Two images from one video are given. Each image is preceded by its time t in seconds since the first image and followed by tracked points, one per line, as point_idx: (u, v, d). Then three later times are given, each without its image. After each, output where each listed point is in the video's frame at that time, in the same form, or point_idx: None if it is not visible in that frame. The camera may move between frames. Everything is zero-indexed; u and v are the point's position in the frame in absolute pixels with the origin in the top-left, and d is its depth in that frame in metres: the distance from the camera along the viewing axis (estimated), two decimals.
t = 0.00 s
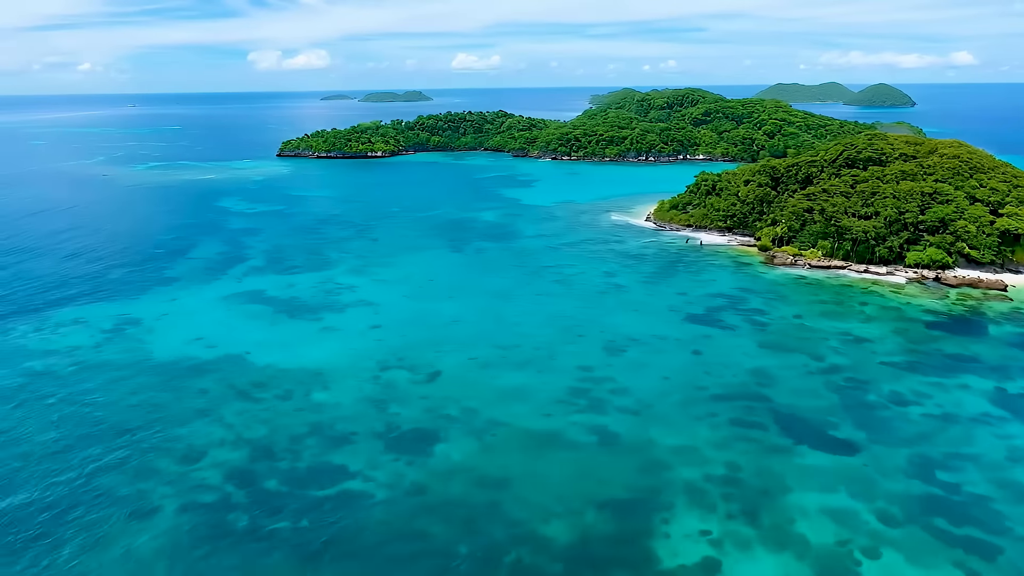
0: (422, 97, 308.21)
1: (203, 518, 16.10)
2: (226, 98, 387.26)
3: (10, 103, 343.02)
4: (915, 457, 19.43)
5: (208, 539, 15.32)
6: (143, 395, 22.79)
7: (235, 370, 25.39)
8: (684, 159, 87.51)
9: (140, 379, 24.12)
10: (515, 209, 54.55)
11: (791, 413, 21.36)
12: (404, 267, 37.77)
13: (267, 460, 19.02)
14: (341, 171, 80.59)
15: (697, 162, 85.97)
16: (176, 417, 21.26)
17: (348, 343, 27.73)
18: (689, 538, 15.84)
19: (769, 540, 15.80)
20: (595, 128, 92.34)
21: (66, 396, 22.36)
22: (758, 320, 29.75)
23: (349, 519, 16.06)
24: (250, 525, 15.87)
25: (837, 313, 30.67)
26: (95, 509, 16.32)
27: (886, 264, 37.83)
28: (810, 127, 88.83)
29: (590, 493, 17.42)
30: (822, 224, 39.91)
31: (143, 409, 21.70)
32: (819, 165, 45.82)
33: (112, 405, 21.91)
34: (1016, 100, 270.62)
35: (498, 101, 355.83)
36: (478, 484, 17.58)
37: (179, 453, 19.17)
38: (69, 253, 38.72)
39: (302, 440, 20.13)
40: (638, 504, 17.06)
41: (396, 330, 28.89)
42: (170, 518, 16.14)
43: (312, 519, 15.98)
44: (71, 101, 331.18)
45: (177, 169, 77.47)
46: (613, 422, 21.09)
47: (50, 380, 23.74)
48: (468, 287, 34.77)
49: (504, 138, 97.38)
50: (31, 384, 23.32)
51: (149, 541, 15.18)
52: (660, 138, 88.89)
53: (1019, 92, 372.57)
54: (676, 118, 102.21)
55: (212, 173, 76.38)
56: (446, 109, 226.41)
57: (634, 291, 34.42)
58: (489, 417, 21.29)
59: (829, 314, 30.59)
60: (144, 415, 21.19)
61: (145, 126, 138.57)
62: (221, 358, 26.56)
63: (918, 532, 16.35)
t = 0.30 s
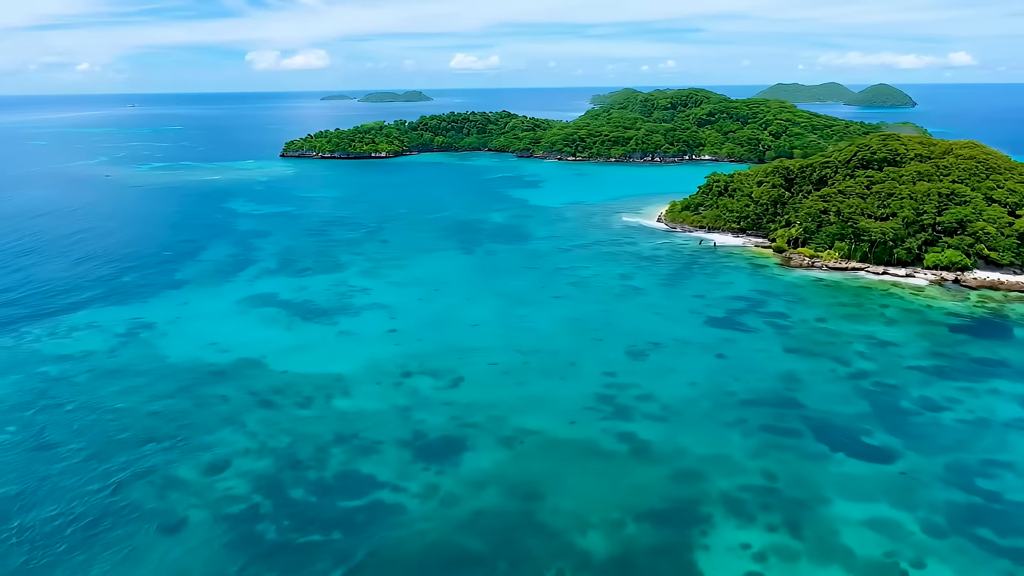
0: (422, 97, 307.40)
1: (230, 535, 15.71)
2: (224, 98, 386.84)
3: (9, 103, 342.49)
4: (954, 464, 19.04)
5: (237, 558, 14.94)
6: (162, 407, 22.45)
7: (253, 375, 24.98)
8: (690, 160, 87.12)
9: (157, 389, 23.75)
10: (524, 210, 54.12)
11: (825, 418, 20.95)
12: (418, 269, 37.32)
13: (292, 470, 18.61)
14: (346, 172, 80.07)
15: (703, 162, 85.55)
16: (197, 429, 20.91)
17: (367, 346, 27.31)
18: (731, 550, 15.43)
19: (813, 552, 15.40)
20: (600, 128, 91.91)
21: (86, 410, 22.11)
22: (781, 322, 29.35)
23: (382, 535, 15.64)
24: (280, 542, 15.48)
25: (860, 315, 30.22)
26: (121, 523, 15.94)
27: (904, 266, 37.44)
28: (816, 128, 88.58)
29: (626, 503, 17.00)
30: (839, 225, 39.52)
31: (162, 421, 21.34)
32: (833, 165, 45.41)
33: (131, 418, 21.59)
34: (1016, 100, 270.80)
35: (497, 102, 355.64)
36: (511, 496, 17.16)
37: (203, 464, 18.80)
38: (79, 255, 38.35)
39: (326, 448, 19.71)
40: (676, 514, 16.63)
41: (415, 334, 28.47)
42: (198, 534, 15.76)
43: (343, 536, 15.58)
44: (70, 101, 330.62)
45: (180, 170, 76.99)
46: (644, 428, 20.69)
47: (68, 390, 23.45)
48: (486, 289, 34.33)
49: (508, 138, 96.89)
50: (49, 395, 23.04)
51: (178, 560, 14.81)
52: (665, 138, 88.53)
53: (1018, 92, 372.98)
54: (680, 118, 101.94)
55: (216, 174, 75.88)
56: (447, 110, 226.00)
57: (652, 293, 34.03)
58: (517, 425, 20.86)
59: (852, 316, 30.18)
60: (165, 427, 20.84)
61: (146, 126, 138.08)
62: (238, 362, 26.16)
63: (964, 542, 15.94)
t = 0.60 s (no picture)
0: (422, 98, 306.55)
1: (260, 551, 15.26)
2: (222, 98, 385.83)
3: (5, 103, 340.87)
4: (996, 470, 18.54)
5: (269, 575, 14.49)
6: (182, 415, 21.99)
7: (272, 380, 24.54)
8: (695, 160, 86.70)
9: (176, 398, 23.29)
10: (534, 212, 53.64)
11: (860, 426, 20.50)
12: (432, 273, 36.91)
13: (319, 481, 18.14)
14: (349, 172, 79.50)
15: (709, 163, 85.20)
16: (219, 439, 20.46)
17: (386, 351, 26.87)
18: (777, 564, 14.99)
19: (861, 566, 14.96)
20: (605, 129, 91.50)
21: (105, 419, 21.68)
22: (804, 326, 28.92)
23: (418, 552, 15.18)
24: (312, 558, 15.03)
25: (885, 317, 29.75)
26: (148, 541, 15.51)
27: (923, 268, 37.09)
28: (821, 129, 88.35)
29: (665, 515, 16.56)
30: (856, 227, 39.19)
31: (183, 431, 20.89)
32: (847, 166, 45.14)
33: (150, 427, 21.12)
34: (1014, 100, 270.95)
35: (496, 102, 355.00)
36: (546, 509, 16.71)
37: (228, 477, 18.36)
38: (87, 258, 37.90)
39: (353, 458, 19.25)
40: (717, 527, 16.19)
41: (434, 339, 28.05)
42: (227, 551, 15.31)
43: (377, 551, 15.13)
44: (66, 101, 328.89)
45: (183, 170, 76.39)
46: (676, 436, 20.25)
47: (85, 399, 23.02)
48: (503, 293, 33.94)
49: (512, 139, 96.46)
50: (67, 404, 22.64)
51: None
52: (670, 139, 88.17)
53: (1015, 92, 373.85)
54: (684, 119, 101.60)
55: (219, 174, 75.29)
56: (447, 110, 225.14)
57: (671, 296, 33.63)
58: (547, 434, 20.39)
59: (875, 319, 29.72)
60: (187, 438, 20.40)
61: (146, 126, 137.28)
62: (256, 368, 25.69)
63: (1016, 553, 15.46)
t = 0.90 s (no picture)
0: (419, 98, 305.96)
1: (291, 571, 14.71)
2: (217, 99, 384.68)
3: None
4: None
5: None
6: (201, 426, 21.42)
7: (291, 387, 24.05)
8: (699, 161, 86.18)
9: (193, 406, 22.73)
10: (542, 214, 53.21)
11: (899, 434, 19.99)
12: (445, 277, 36.46)
13: (348, 494, 17.61)
14: (351, 174, 78.89)
15: (713, 163, 84.86)
16: (241, 450, 19.91)
17: (405, 357, 26.36)
18: None
19: None
20: (608, 130, 91.08)
21: (122, 428, 21.19)
22: (829, 330, 28.43)
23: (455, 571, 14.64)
24: None
25: (910, 320, 29.33)
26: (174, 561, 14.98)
27: (941, 270, 36.73)
28: (824, 130, 88.33)
29: (709, 528, 16.07)
30: (874, 228, 38.78)
31: (202, 443, 20.33)
32: (861, 168, 44.83)
33: (170, 439, 20.58)
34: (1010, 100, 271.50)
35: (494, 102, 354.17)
36: (585, 525, 16.19)
37: (253, 491, 17.82)
38: (94, 261, 37.39)
39: (380, 470, 18.69)
40: (764, 541, 15.68)
41: (454, 345, 27.57)
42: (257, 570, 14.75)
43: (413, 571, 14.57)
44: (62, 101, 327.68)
45: (184, 171, 75.69)
46: (712, 445, 19.76)
47: (100, 407, 22.54)
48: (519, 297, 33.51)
49: (514, 140, 95.93)
50: (82, 412, 22.15)
51: None
52: (673, 139, 87.80)
53: (1011, 92, 375.15)
54: (687, 119, 101.25)
55: (221, 175, 74.63)
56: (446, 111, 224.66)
57: (689, 300, 33.18)
58: (578, 443, 19.92)
59: (900, 322, 29.21)
60: (207, 450, 19.85)
61: (144, 127, 136.44)
62: (274, 375, 25.15)
63: None
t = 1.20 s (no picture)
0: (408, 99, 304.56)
1: None
2: (202, 99, 381.24)
3: None
4: None
5: None
6: (214, 442, 20.77)
7: (304, 398, 23.45)
8: (695, 162, 85.49)
9: (204, 420, 22.08)
10: (542, 216, 52.61)
11: (931, 444, 19.61)
12: (451, 281, 35.89)
13: (373, 514, 17.04)
14: (344, 175, 77.87)
15: (709, 164, 84.42)
16: (258, 466, 19.29)
17: (419, 366, 25.78)
18: None
19: None
20: (602, 131, 90.59)
21: (132, 444, 20.65)
22: (847, 334, 28.06)
23: None
24: None
25: (926, 323, 29.00)
26: None
27: (951, 272, 36.50)
28: (818, 131, 88.33)
29: (749, 545, 15.62)
30: (882, 230, 38.51)
31: (217, 459, 19.70)
32: (865, 169, 44.62)
33: (183, 455, 19.93)
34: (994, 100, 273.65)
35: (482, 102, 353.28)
36: (622, 544, 15.71)
37: (274, 511, 17.22)
38: (91, 266, 36.70)
39: (404, 487, 18.13)
40: (806, 558, 15.24)
41: (467, 353, 27.02)
42: None
43: None
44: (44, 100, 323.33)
45: (175, 173, 74.54)
46: (742, 456, 19.33)
47: (108, 422, 21.98)
48: (529, 302, 32.98)
49: (508, 140, 95.08)
50: (90, 427, 21.60)
51: None
52: (668, 140, 87.43)
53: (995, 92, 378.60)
54: (680, 120, 100.91)
55: (213, 177, 73.54)
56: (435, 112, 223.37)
57: (701, 304, 32.76)
58: (606, 456, 19.43)
59: (917, 324, 28.86)
60: (223, 467, 19.22)
61: (131, 127, 134.53)
62: (284, 386, 24.50)
63: None
